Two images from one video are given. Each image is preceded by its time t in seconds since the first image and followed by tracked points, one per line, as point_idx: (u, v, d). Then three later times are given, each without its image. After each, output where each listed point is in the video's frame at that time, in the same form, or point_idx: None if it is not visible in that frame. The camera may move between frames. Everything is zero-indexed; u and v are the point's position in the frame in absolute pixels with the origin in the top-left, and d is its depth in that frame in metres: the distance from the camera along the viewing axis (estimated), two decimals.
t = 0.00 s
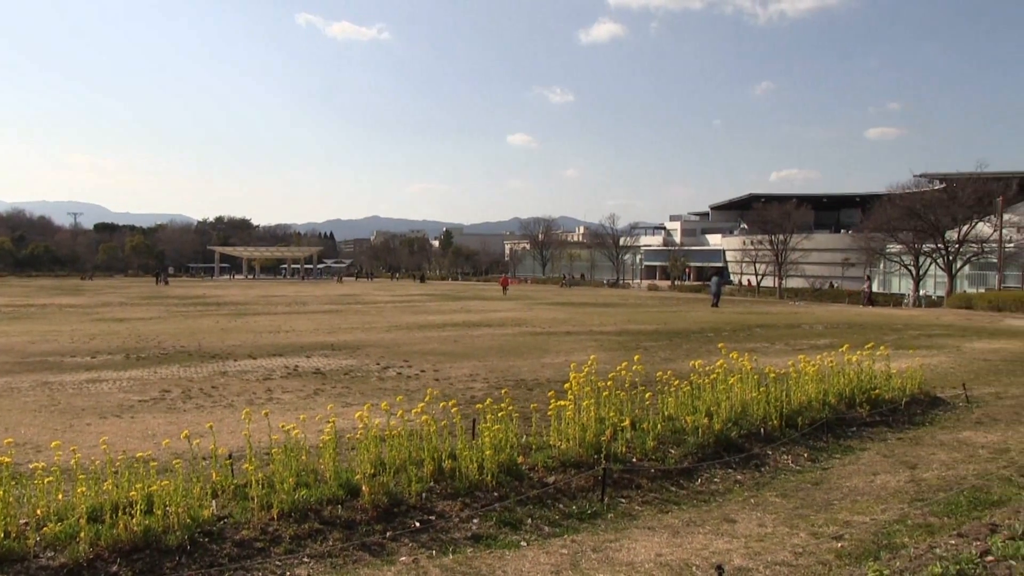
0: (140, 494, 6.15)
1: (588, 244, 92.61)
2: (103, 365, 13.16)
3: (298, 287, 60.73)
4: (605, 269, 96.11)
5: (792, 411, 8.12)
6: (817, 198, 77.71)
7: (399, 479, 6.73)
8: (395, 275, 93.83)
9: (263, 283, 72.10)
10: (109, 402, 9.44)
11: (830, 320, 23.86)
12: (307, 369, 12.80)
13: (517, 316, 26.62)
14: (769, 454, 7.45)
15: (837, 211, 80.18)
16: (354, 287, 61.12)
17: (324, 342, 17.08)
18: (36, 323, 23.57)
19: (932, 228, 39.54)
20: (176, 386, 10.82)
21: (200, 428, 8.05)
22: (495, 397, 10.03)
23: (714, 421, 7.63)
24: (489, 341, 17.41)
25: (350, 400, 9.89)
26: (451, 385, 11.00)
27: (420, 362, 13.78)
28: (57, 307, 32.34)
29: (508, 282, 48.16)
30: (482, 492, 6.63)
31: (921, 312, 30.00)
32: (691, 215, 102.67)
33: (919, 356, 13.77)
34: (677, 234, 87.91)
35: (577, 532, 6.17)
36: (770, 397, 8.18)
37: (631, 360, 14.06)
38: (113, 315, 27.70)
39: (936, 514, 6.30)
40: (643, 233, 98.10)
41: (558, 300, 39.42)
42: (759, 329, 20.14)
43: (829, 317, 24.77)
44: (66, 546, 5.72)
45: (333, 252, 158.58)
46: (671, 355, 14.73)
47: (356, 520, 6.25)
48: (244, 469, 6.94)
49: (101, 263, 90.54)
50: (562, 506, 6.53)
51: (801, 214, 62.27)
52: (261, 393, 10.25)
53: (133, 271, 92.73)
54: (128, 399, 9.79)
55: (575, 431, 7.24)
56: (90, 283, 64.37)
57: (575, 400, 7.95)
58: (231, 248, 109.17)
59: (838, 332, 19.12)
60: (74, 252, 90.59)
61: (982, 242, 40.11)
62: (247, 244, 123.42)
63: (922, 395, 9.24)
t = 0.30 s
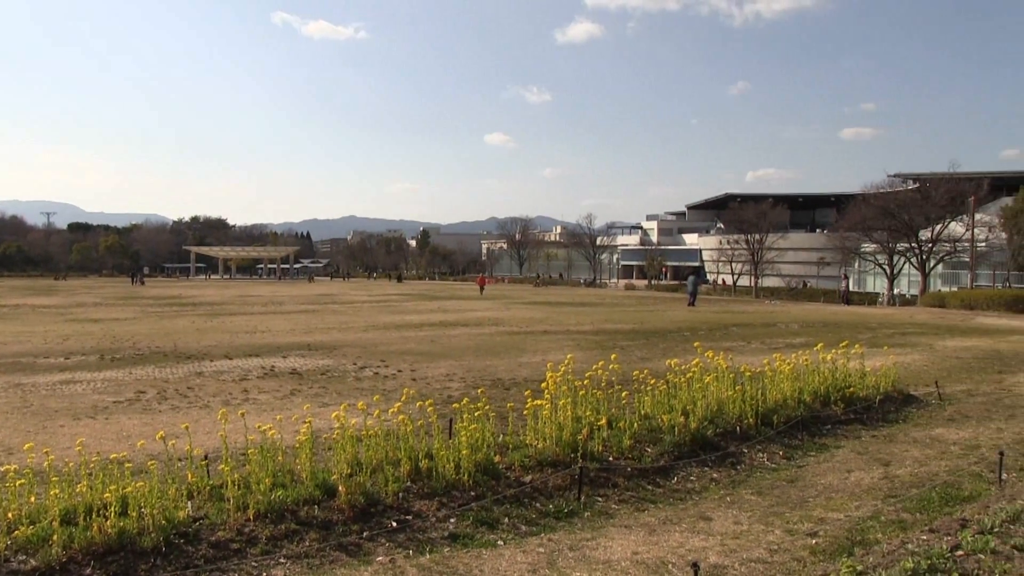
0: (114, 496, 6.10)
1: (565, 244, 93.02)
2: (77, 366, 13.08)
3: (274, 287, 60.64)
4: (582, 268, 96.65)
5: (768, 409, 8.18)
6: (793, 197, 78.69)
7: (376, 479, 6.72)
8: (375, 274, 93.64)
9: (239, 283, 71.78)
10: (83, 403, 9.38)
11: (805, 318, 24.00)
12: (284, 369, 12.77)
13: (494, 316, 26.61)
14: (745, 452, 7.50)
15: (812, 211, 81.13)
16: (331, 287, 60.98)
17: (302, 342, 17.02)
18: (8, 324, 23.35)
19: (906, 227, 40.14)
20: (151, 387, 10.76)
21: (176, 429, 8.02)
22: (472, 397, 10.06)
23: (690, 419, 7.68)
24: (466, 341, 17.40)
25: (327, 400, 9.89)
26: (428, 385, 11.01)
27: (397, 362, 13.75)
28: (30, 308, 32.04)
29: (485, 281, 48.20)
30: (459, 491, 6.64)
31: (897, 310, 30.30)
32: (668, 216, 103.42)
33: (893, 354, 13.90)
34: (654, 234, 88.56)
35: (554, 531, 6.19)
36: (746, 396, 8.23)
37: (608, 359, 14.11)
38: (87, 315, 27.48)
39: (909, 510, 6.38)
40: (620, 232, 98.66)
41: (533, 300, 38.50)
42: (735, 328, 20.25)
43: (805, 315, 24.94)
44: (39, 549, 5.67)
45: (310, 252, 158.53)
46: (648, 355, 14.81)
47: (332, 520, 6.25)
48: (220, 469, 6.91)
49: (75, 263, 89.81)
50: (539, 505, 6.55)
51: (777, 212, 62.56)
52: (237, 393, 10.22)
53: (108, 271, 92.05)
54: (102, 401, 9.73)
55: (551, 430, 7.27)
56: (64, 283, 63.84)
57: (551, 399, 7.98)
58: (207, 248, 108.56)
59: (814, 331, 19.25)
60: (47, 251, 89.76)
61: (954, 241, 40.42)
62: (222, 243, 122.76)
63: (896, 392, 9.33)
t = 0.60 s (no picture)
0: (84, 499, 6.04)
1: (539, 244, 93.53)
2: (46, 368, 12.96)
3: (248, 288, 60.29)
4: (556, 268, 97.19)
5: (740, 408, 8.24)
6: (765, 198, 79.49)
7: (349, 480, 6.71)
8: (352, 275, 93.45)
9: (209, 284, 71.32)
10: (53, 405, 9.30)
11: (777, 318, 24.15)
12: (257, 370, 12.74)
13: (467, 316, 26.58)
14: (718, 451, 7.55)
15: (785, 211, 82.00)
16: (303, 288, 61.11)
17: (276, 343, 16.96)
18: None
19: (876, 228, 40.59)
20: (122, 389, 10.70)
21: (147, 431, 7.99)
22: (445, 397, 10.08)
23: (663, 419, 7.72)
24: (440, 341, 17.39)
25: (300, 401, 9.87)
26: (401, 385, 11.02)
27: (370, 363, 13.73)
28: None
29: (458, 282, 48.21)
30: (432, 491, 6.65)
31: (869, 310, 30.55)
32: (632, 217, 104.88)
33: (863, 353, 14.04)
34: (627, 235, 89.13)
35: (528, 530, 6.21)
36: (719, 395, 8.29)
37: (581, 359, 14.15)
38: (56, 317, 27.19)
39: (879, 507, 6.44)
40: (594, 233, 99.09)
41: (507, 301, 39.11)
42: (708, 328, 20.37)
43: (778, 315, 25.16)
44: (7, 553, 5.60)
45: (282, 255, 158.39)
46: (621, 354, 14.88)
47: (306, 521, 6.23)
48: (192, 472, 6.87)
49: (44, 263, 88.86)
50: (512, 505, 6.57)
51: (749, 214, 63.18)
52: (209, 395, 10.18)
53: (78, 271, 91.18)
54: (73, 403, 9.66)
55: (525, 431, 7.28)
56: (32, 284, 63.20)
57: (525, 399, 8.00)
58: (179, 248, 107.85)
59: (786, 331, 19.39)
60: (16, 252, 88.80)
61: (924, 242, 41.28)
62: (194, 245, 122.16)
63: (867, 391, 9.43)
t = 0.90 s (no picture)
0: (54, 501, 5.98)
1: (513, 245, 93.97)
2: (14, 371, 12.84)
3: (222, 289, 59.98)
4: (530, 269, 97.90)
5: (713, 408, 8.31)
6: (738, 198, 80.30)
7: (322, 481, 6.70)
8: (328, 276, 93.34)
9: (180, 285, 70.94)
10: (23, 407, 9.24)
11: (750, 319, 24.28)
12: (230, 370, 12.72)
13: (441, 317, 26.55)
14: (691, 451, 7.61)
15: (758, 212, 82.98)
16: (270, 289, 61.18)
17: (250, 344, 16.90)
18: None
19: (848, 228, 41.01)
20: (93, 391, 10.64)
21: (118, 432, 7.97)
22: (419, 398, 10.12)
23: (636, 419, 7.76)
24: (414, 342, 17.39)
25: (274, 402, 9.87)
26: (375, 386, 11.03)
27: (343, 364, 13.70)
28: None
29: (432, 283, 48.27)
30: (406, 492, 6.65)
31: (841, 310, 30.79)
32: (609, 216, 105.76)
33: (835, 353, 14.16)
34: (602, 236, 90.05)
35: (501, 531, 6.22)
36: (691, 395, 8.35)
37: (554, 360, 14.20)
38: (25, 318, 26.94)
39: (850, 506, 6.50)
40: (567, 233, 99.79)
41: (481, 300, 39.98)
42: (681, 328, 20.48)
43: (751, 315, 25.31)
44: None
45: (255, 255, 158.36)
46: (594, 355, 14.93)
47: (279, 523, 6.22)
48: (164, 474, 6.82)
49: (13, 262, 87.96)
50: (486, 506, 6.58)
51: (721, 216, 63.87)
52: (182, 397, 10.15)
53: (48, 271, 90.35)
54: (43, 405, 9.59)
55: (498, 431, 7.30)
56: None
57: (498, 399, 8.02)
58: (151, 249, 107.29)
59: (758, 332, 19.51)
60: None
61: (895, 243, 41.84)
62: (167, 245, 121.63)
63: (839, 391, 9.52)
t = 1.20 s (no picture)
0: (25, 505, 5.89)
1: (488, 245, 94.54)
2: None
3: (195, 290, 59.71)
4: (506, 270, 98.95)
5: (688, 408, 8.37)
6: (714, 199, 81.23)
7: (298, 483, 6.68)
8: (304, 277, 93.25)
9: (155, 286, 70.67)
10: None
11: (725, 319, 24.45)
12: (204, 372, 12.64)
13: (416, 318, 26.51)
14: (666, 451, 7.66)
15: (733, 213, 84.19)
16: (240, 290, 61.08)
17: (225, 346, 16.80)
18: None
19: (823, 230, 41.29)
20: (65, 393, 10.55)
21: (91, 435, 7.93)
22: (394, 399, 10.15)
23: (612, 419, 7.80)
24: (390, 343, 17.40)
25: (249, 404, 9.86)
26: (351, 388, 11.04)
27: (319, 365, 13.68)
28: None
29: (407, 285, 48.30)
30: (381, 493, 6.66)
31: (816, 310, 31.06)
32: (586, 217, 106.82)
33: (809, 353, 14.27)
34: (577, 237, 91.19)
35: (477, 532, 6.24)
36: (666, 396, 8.41)
37: (529, 360, 14.25)
38: None
39: (824, 505, 6.55)
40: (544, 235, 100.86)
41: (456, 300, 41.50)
42: (656, 329, 20.61)
43: (726, 316, 25.48)
44: None
45: (229, 256, 158.39)
46: (569, 356, 14.97)
47: (254, 524, 6.19)
48: (138, 475, 6.76)
49: None
50: (462, 506, 6.59)
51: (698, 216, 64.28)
52: (156, 398, 10.11)
53: (20, 272, 89.58)
54: (14, 407, 9.50)
55: (474, 432, 7.31)
56: None
57: (473, 400, 8.04)
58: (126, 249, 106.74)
59: (733, 332, 19.67)
60: None
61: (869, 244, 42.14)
62: (141, 245, 121.26)
63: (813, 391, 9.62)
